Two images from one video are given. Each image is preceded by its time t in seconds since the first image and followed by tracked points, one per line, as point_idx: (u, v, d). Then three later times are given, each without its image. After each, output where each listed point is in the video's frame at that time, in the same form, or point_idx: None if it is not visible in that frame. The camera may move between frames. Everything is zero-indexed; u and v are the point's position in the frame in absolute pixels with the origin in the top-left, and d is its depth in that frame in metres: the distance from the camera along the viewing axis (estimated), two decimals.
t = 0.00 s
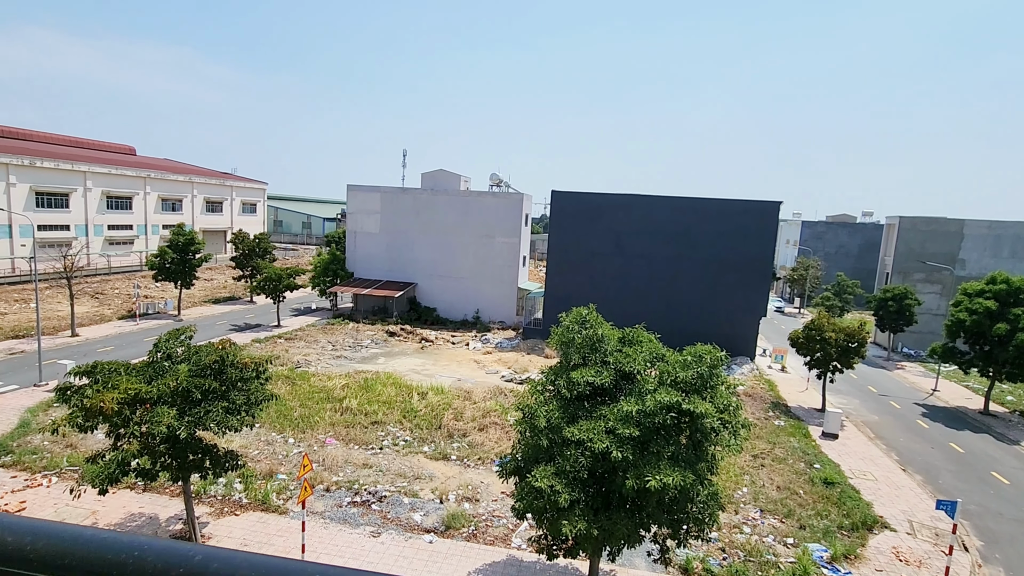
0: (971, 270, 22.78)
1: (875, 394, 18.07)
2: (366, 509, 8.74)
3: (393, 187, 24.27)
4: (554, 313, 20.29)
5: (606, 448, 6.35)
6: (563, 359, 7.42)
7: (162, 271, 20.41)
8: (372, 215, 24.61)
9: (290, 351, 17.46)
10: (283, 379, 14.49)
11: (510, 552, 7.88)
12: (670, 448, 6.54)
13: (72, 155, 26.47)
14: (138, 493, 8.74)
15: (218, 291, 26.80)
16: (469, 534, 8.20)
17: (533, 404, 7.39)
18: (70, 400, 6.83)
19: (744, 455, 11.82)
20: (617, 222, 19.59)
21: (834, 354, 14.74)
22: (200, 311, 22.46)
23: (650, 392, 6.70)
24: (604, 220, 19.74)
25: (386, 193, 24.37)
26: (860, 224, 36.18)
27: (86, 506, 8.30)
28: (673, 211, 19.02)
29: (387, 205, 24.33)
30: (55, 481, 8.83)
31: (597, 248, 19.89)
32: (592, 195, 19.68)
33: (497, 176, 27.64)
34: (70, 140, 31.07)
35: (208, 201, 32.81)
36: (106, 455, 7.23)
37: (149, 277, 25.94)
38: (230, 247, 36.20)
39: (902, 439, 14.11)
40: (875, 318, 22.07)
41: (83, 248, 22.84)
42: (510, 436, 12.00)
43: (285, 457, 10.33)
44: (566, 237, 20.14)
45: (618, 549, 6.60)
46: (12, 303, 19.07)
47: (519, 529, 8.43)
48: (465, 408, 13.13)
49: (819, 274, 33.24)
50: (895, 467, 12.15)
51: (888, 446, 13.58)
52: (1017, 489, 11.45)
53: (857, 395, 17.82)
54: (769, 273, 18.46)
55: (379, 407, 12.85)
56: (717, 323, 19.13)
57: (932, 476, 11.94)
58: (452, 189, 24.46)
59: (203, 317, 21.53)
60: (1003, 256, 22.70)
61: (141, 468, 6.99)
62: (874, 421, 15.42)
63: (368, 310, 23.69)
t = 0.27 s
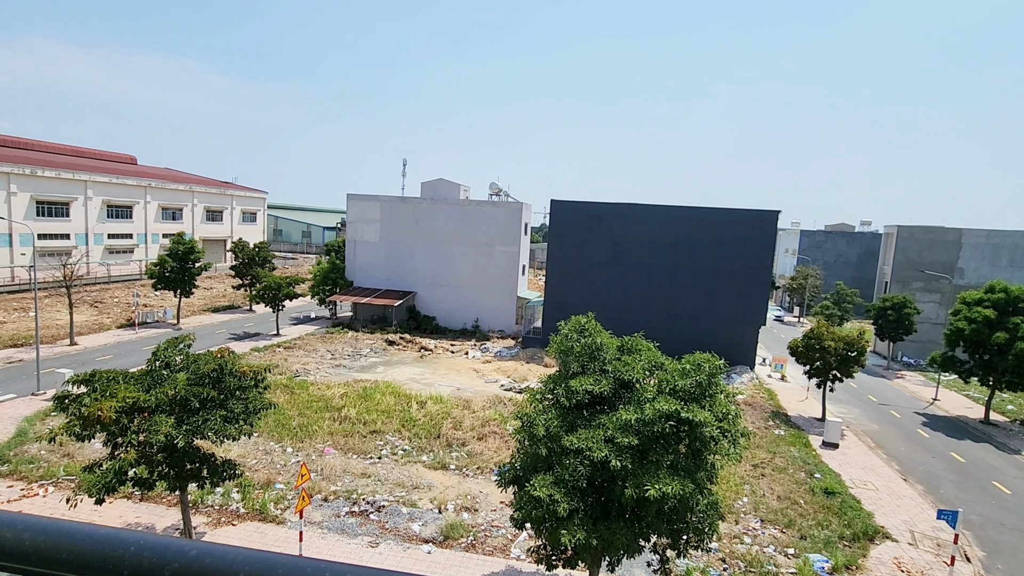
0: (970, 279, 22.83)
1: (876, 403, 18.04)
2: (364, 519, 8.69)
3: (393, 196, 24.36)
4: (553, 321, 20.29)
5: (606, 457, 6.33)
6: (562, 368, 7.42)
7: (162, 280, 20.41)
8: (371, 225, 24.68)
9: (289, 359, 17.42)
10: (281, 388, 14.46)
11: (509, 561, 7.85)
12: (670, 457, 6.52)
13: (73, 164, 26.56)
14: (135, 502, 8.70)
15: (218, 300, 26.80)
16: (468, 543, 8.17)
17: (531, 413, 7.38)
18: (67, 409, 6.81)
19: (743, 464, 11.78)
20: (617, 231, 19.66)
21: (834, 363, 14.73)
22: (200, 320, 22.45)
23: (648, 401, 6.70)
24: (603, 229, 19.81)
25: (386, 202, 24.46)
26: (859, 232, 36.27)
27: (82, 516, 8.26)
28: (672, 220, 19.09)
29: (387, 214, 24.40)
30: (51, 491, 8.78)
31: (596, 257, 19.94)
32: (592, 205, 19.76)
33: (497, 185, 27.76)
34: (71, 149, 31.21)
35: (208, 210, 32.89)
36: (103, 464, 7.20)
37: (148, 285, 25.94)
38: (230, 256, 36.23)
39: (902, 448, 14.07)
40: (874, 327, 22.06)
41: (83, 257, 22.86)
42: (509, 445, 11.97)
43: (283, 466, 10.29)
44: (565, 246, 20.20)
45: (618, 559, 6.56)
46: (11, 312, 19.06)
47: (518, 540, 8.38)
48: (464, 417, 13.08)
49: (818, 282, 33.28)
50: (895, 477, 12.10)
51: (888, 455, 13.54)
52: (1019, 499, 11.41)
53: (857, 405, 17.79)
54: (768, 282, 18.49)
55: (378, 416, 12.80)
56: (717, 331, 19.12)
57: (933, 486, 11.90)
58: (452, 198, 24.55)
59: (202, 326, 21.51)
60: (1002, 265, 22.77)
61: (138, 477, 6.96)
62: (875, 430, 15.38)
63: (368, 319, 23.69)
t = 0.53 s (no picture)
0: (969, 289, 22.85)
1: (876, 413, 17.97)
2: (362, 531, 8.61)
3: (393, 206, 24.43)
4: (553, 331, 20.26)
5: (606, 468, 6.29)
6: (562, 378, 7.39)
7: (161, 290, 20.39)
8: (372, 235, 24.73)
9: (288, 370, 17.36)
10: (280, 398, 14.39)
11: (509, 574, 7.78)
12: (670, 467, 6.48)
13: (75, 175, 26.70)
14: (131, 514, 8.63)
15: (217, 310, 26.77)
16: (468, 555, 8.12)
17: (531, 423, 7.34)
18: (64, 420, 6.77)
19: (744, 475, 11.71)
20: (616, 241, 19.70)
21: (834, 373, 14.69)
22: (199, 330, 22.42)
23: (649, 411, 6.67)
24: (602, 239, 19.86)
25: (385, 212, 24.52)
26: (858, 242, 36.33)
27: (78, 528, 8.19)
28: (671, 230, 19.13)
29: (387, 224, 24.46)
30: (47, 502, 8.71)
31: (596, 267, 19.96)
32: (591, 215, 19.83)
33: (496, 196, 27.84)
34: (73, 160, 31.41)
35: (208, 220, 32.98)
36: (99, 475, 7.15)
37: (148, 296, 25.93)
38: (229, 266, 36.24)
39: (904, 459, 13.99)
40: (874, 337, 22.03)
41: (83, 267, 22.86)
42: (509, 456, 11.90)
43: (282, 478, 10.22)
44: (565, 256, 20.23)
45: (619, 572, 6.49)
46: (9, 322, 19.04)
47: (518, 552, 8.29)
48: (464, 427, 13.01)
49: (818, 292, 33.29)
50: (898, 488, 12.03)
51: (890, 466, 13.47)
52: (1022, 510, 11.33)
53: (859, 415, 17.72)
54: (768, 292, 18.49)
55: (377, 426, 12.74)
56: (717, 341, 19.08)
57: (936, 497, 11.81)
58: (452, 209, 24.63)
59: (201, 336, 21.46)
60: (1000, 275, 22.80)
61: (135, 489, 6.91)
62: (876, 440, 15.30)
63: (367, 329, 23.65)
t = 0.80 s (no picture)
0: (969, 299, 22.83)
1: (878, 424, 17.87)
2: (361, 544, 8.52)
3: (393, 217, 24.49)
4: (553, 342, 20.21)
5: (607, 480, 6.24)
6: (563, 389, 7.36)
7: (161, 300, 20.37)
8: (372, 245, 24.78)
9: (287, 381, 17.28)
10: (279, 410, 14.31)
11: None
12: (671, 479, 6.43)
13: (77, 186, 26.83)
14: (128, 527, 8.54)
15: (216, 321, 26.74)
16: (468, 569, 8.02)
17: (531, 435, 7.29)
18: (61, 432, 6.71)
19: (747, 488, 11.60)
20: (616, 252, 19.73)
21: (836, 384, 14.63)
22: (198, 341, 22.36)
23: (650, 422, 6.63)
24: (602, 250, 19.89)
25: (386, 223, 24.59)
26: (858, 253, 36.37)
27: (73, 542, 8.09)
28: (671, 241, 19.17)
29: (387, 235, 24.51)
30: (42, 516, 8.63)
31: (596, 278, 19.97)
32: (591, 225, 19.89)
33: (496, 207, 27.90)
34: (76, 172, 31.59)
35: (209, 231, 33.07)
36: (95, 487, 7.09)
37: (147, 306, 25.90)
38: (229, 277, 36.24)
39: (908, 470, 13.87)
40: (875, 348, 21.97)
41: (82, 278, 22.86)
42: (509, 468, 11.80)
43: (279, 490, 10.12)
44: (565, 267, 20.25)
45: None
46: (8, 333, 19.00)
47: (519, 566, 8.19)
48: (464, 439, 12.92)
49: (818, 303, 33.28)
50: (901, 500, 11.92)
51: (893, 478, 13.36)
52: None
53: (860, 426, 17.62)
54: (768, 302, 18.48)
55: (376, 438, 12.66)
56: (717, 352, 19.02)
57: (941, 509, 11.70)
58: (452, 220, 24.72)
59: (200, 348, 21.40)
60: (1000, 285, 22.81)
61: (131, 502, 6.84)
62: (879, 452, 15.20)
63: (367, 339, 23.59)
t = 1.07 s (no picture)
0: (970, 311, 22.81)
1: (881, 438, 17.75)
2: (359, 560, 8.41)
3: (393, 229, 24.55)
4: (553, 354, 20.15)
5: (608, 494, 6.18)
6: (563, 402, 7.31)
7: (160, 312, 20.32)
8: (372, 257, 24.80)
9: (286, 393, 17.18)
10: (277, 422, 14.22)
11: None
12: (673, 494, 6.36)
13: (78, 198, 26.94)
14: (123, 542, 8.44)
15: (216, 333, 26.68)
16: None
17: (532, 448, 7.23)
18: (57, 445, 6.64)
19: (749, 502, 11.49)
20: (616, 264, 19.75)
21: (837, 396, 14.55)
22: (197, 353, 22.28)
23: (651, 435, 6.58)
24: (602, 262, 19.91)
25: (386, 235, 24.63)
26: (857, 265, 36.41)
27: (67, 557, 7.99)
28: (671, 253, 19.19)
29: (388, 247, 24.54)
30: (37, 530, 8.53)
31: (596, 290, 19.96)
32: (590, 238, 19.93)
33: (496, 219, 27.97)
34: (77, 184, 31.72)
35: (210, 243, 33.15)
36: (91, 501, 7.00)
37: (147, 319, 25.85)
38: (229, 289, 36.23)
39: (911, 484, 13.75)
40: (876, 360, 21.89)
41: (82, 290, 22.83)
42: (509, 482, 11.69)
43: (277, 504, 10.03)
44: (565, 279, 20.25)
45: None
46: (7, 345, 18.92)
47: None
48: (463, 452, 12.83)
49: (818, 315, 33.24)
50: (905, 515, 11.80)
51: (897, 492, 13.23)
52: None
53: (863, 439, 17.51)
54: (768, 315, 18.46)
55: (375, 451, 12.55)
56: (718, 364, 18.95)
57: (945, 524, 11.57)
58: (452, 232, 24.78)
59: (199, 360, 21.31)
60: (1001, 298, 22.80)
61: (127, 516, 6.77)
62: (882, 465, 15.08)
63: (367, 352, 23.51)
